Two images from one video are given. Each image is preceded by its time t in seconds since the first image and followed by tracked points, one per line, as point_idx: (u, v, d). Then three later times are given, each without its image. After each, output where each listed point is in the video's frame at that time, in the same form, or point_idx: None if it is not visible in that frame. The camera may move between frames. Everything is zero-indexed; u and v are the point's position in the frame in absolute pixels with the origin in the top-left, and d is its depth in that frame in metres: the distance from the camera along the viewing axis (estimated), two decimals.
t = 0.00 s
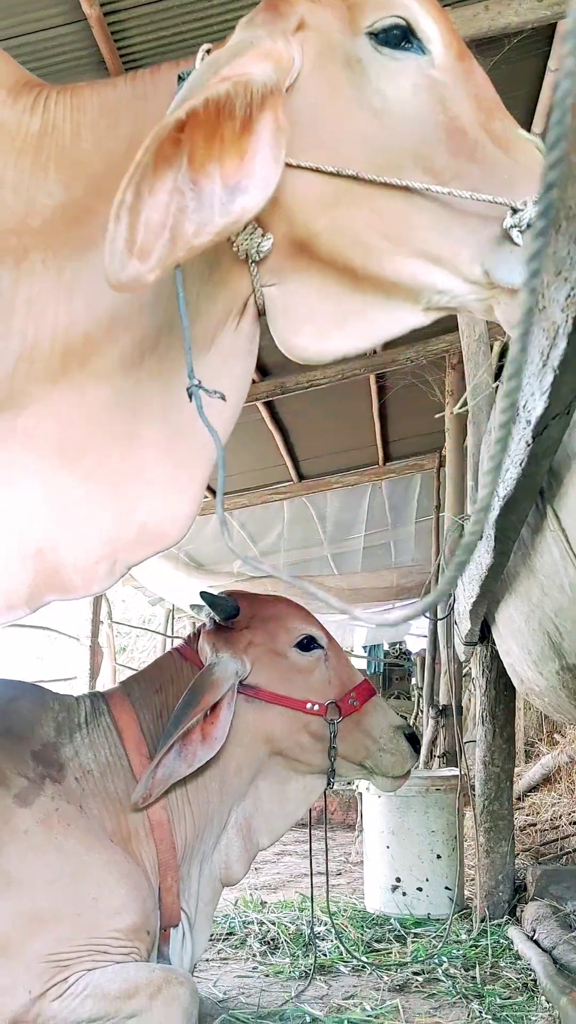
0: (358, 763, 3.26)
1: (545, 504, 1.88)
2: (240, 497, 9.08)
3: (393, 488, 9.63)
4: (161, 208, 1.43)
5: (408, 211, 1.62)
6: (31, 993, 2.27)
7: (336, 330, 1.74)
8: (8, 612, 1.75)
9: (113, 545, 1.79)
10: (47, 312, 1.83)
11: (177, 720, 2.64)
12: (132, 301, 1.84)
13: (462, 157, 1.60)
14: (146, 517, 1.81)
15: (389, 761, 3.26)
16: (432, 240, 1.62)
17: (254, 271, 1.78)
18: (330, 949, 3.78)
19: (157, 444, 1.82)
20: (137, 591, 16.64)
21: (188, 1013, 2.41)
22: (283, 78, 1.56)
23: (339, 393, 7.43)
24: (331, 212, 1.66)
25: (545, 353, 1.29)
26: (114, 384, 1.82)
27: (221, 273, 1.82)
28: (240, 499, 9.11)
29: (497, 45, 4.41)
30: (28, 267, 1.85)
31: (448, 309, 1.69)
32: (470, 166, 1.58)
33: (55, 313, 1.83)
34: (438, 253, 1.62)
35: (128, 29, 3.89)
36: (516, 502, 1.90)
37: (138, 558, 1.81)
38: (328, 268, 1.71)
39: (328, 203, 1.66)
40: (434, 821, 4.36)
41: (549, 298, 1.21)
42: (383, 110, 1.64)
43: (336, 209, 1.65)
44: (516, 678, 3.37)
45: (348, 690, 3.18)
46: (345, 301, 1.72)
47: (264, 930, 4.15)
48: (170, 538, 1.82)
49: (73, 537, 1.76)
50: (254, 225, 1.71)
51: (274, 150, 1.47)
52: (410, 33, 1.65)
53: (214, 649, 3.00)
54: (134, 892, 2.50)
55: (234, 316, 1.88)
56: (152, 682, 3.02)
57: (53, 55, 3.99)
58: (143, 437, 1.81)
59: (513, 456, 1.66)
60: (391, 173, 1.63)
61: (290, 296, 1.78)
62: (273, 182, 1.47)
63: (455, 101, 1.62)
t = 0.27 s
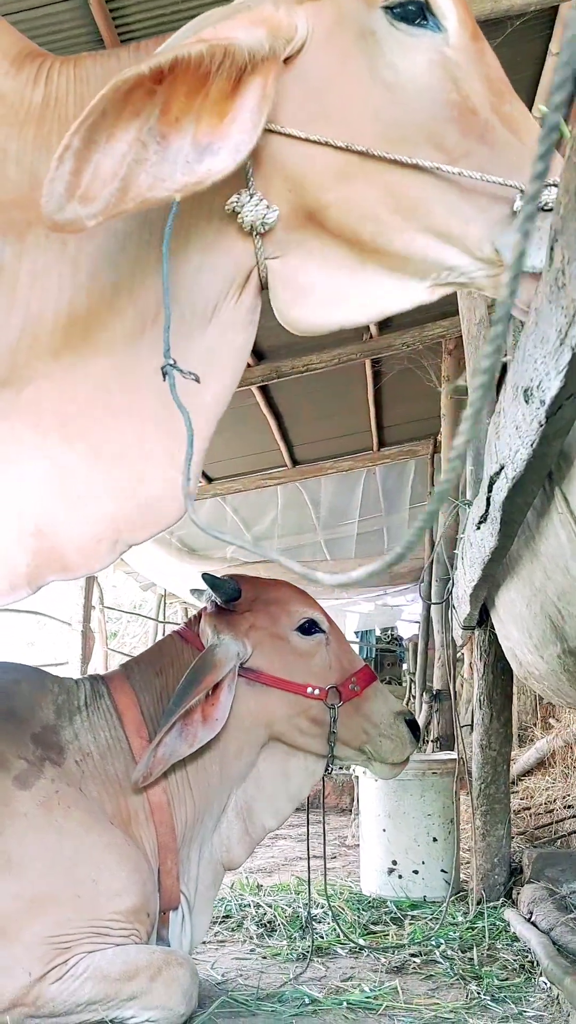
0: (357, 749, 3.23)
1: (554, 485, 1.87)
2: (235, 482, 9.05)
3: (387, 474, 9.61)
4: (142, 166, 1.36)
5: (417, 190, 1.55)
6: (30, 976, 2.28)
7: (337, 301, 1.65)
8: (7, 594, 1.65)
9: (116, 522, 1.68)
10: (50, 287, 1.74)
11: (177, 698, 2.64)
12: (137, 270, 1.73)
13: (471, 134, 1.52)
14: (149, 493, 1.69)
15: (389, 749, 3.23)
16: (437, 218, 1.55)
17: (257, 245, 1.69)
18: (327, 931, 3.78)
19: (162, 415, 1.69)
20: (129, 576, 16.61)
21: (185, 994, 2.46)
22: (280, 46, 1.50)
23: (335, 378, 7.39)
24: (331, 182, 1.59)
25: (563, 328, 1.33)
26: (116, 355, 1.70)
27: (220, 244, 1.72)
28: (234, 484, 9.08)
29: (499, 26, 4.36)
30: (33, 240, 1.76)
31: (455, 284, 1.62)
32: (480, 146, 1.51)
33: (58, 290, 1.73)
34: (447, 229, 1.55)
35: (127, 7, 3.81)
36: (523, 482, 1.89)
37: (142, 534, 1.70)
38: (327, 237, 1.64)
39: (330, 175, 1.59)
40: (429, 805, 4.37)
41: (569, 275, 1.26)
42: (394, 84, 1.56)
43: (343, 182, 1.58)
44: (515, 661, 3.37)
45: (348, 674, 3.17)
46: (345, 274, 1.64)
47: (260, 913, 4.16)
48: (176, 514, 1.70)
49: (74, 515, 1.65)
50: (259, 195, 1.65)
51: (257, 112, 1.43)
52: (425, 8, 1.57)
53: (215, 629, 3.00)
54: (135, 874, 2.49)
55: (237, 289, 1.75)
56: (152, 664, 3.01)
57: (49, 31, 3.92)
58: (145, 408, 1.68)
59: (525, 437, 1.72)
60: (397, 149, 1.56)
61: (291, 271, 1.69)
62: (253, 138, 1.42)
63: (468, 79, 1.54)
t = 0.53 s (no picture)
0: (343, 745, 3.24)
1: (553, 481, 1.86)
2: (227, 473, 9.04)
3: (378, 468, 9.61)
4: (150, 154, 1.39)
5: (426, 206, 1.58)
6: (22, 963, 2.28)
7: (340, 306, 1.71)
8: None
9: (106, 514, 1.69)
10: (55, 271, 1.76)
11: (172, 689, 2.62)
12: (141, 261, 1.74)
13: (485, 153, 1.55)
14: (141, 484, 1.69)
15: (374, 747, 3.23)
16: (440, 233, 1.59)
17: (266, 246, 1.70)
18: (315, 923, 3.80)
19: (156, 409, 1.69)
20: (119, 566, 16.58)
21: (175, 985, 2.43)
22: (302, 47, 1.51)
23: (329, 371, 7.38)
24: (340, 191, 1.62)
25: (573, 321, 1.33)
26: (114, 347, 1.72)
27: (230, 242, 1.72)
28: (226, 475, 9.07)
29: (500, 23, 4.35)
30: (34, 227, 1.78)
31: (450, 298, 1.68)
32: (492, 167, 1.54)
33: (62, 273, 1.76)
34: (450, 251, 1.59)
35: None
36: (524, 478, 1.89)
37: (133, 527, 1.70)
38: (334, 247, 1.69)
39: (342, 186, 1.61)
40: (419, 799, 4.37)
41: None
42: (415, 98, 1.58)
43: (356, 194, 1.61)
44: (508, 657, 3.38)
45: (342, 667, 3.20)
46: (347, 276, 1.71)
47: (248, 904, 4.16)
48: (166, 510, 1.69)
49: (66, 503, 1.68)
50: (271, 196, 1.66)
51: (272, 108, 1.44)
52: (448, 27, 1.60)
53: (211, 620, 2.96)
54: (127, 864, 2.49)
55: (239, 287, 1.76)
56: (146, 654, 3.00)
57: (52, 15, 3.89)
58: (139, 403, 1.68)
59: (526, 434, 1.71)
60: (411, 164, 1.58)
61: (296, 273, 1.73)
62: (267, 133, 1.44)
63: (483, 101, 1.58)
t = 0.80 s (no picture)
0: (346, 749, 3.23)
1: (557, 483, 1.86)
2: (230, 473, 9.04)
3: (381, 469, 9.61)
4: (183, 159, 1.33)
5: (437, 223, 1.52)
6: (20, 962, 2.28)
7: (345, 320, 1.62)
8: (8, 583, 1.59)
9: (122, 517, 1.60)
10: (63, 275, 1.65)
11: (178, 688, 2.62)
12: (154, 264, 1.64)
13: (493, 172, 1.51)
14: (156, 485, 1.61)
15: (377, 750, 3.24)
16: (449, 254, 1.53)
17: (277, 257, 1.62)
18: (314, 925, 3.79)
19: (174, 411, 1.61)
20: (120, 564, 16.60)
21: (173, 986, 2.44)
22: (323, 59, 1.48)
23: (332, 372, 7.38)
24: (352, 203, 1.54)
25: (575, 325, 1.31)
26: (130, 347, 1.62)
27: (239, 253, 1.63)
28: (229, 475, 9.06)
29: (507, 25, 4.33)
30: (47, 228, 1.67)
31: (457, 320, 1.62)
32: (498, 188, 1.51)
33: (71, 280, 1.64)
34: (460, 266, 1.54)
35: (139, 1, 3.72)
36: (528, 480, 1.88)
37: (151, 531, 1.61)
38: (342, 257, 1.60)
39: (351, 200, 1.54)
40: (419, 801, 4.36)
41: None
42: (423, 115, 1.52)
43: (366, 208, 1.54)
44: (509, 659, 3.37)
45: (343, 672, 3.16)
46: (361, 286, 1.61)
47: (248, 905, 4.16)
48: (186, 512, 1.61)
49: (79, 503, 1.59)
50: (284, 208, 1.57)
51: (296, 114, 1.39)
52: (457, 49, 1.55)
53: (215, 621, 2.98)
54: (127, 864, 2.48)
55: (251, 294, 1.67)
56: (148, 653, 3.00)
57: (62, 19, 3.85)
58: (156, 404, 1.60)
59: (528, 436, 1.70)
60: (419, 182, 1.53)
61: (302, 287, 1.64)
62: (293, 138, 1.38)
63: (489, 125, 1.53)
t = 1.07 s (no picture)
0: (331, 749, 3.27)
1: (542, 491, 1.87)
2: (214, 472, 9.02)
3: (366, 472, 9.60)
4: (181, 174, 1.44)
5: (437, 232, 1.65)
6: None
7: (349, 325, 1.74)
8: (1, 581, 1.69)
9: (114, 518, 1.71)
10: (67, 283, 1.78)
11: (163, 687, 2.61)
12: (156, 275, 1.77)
13: (488, 186, 1.63)
14: (148, 489, 1.72)
15: (360, 750, 3.30)
16: (450, 257, 1.65)
17: (281, 263, 1.75)
18: (289, 927, 3.79)
19: (167, 418, 1.73)
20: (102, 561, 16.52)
21: (148, 987, 2.43)
22: (322, 78, 1.57)
23: (320, 373, 7.36)
24: (351, 213, 1.68)
25: (568, 338, 1.36)
26: (125, 357, 1.74)
27: (247, 260, 1.77)
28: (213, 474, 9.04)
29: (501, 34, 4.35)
30: (51, 234, 1.80)
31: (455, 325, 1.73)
32: (497, 201, 1.63)
33: (75, 284, 1.77)
34: (462, 273, 1.66)
35: None
36: (514, 487, 1.89)
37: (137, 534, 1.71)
38: (345, 265, 1.73)
39: (351, 210, 1.68)
40: (398, 805, 4.36)
41: None
42: (425, 131, 1.65)
43: (367, 216, 1.68)
44: (491, 665, 3.38)
45: (323, 677, 3.20)
46: (364, 294, 1.73)
47: (224, 906, 4.15)
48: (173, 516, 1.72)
49: (72, 503, 1.68)
50: (288, 218, 1.70)
51: (294, 130, 1.50)
52: (459, 67, 1.66)
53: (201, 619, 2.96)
54: (103, 864, 2.46)
55: (254, 304, 1.80)
56: (130, 651, 2.98)
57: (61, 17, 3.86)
58: (149, 412, 1.72)
59: (517, 443, 1.72)
60: (422, 192, 1.65)
61: (306, 292, 1.77)
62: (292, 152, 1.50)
63: (490, 139, 1.65)
